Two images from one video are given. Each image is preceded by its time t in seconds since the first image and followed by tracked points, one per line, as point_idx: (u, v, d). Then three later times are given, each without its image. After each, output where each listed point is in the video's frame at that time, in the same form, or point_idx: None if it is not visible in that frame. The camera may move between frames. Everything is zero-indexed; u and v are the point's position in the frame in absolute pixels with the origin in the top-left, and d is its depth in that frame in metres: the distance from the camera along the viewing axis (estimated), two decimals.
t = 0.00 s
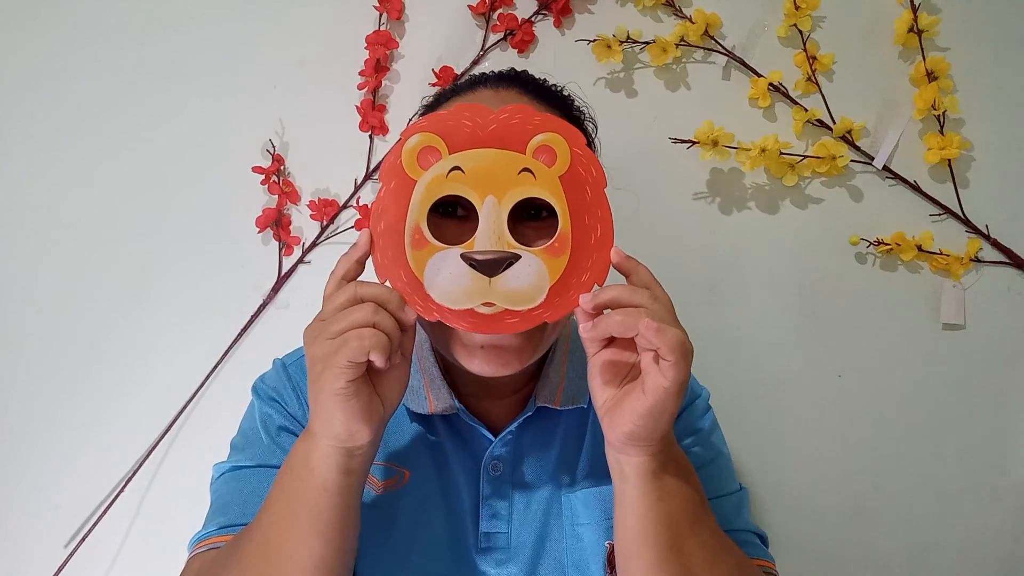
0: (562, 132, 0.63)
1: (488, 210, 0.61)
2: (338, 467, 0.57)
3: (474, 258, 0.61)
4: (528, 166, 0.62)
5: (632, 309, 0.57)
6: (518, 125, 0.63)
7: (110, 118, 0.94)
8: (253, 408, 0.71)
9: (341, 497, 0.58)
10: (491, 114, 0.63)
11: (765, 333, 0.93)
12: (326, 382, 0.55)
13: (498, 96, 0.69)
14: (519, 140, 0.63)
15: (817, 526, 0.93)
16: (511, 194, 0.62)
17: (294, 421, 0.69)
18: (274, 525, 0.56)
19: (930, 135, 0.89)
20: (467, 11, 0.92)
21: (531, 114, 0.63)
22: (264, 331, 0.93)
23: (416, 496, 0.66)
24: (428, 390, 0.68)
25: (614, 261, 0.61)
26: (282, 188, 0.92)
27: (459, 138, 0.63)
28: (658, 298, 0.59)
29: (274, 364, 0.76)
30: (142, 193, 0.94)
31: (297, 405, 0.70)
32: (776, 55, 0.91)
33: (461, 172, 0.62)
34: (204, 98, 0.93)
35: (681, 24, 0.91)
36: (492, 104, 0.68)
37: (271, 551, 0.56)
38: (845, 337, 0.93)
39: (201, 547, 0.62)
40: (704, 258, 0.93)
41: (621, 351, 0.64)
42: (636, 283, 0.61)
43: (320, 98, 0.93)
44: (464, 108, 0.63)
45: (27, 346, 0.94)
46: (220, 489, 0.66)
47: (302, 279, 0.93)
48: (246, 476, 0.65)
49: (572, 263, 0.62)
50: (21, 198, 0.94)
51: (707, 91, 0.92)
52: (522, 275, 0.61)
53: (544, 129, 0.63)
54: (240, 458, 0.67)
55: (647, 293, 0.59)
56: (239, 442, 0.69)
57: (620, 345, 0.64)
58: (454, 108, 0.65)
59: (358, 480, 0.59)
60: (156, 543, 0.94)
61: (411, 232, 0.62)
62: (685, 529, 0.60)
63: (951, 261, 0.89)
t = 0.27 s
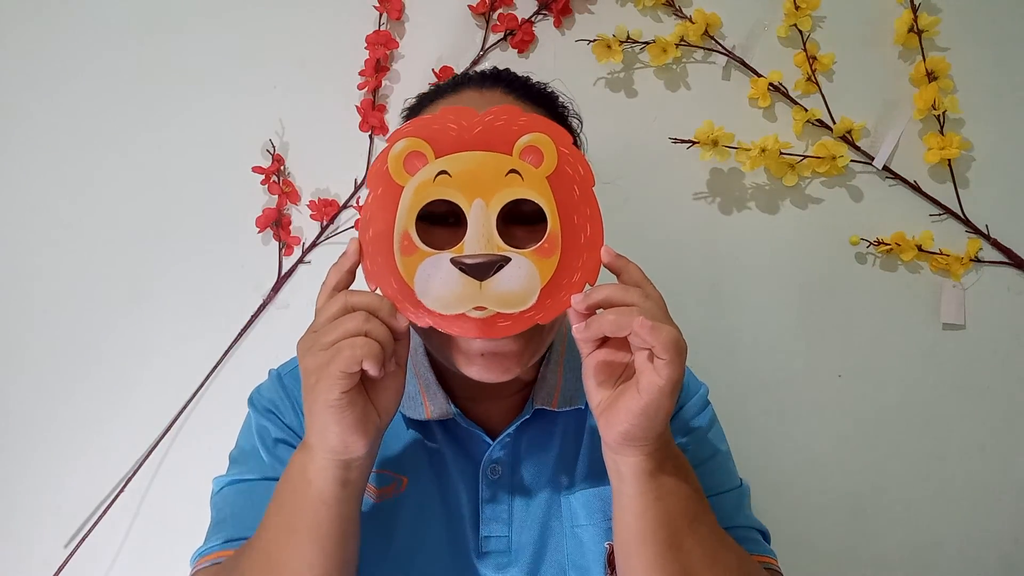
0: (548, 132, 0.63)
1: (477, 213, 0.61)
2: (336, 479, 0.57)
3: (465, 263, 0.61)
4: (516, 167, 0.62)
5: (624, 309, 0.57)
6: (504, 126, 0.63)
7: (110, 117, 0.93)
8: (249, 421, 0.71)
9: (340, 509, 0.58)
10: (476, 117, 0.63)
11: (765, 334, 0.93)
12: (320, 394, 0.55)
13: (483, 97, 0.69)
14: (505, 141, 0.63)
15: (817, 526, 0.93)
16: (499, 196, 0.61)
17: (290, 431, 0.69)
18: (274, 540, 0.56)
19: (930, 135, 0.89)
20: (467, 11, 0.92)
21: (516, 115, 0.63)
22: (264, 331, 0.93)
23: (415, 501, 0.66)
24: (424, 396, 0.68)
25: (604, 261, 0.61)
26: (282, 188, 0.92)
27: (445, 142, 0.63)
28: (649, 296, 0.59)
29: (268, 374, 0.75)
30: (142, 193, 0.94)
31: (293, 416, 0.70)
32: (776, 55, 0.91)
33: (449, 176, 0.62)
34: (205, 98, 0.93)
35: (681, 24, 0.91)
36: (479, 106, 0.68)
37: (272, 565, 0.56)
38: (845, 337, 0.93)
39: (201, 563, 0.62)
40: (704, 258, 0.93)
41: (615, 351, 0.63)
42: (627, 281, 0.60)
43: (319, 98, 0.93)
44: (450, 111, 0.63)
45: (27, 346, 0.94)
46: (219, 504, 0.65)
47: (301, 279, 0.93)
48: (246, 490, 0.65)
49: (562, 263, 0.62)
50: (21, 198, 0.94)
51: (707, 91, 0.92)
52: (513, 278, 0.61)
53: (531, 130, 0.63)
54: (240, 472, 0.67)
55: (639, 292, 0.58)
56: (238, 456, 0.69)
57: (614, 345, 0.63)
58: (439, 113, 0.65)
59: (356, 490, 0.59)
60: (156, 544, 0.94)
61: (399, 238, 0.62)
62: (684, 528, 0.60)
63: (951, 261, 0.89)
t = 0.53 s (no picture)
0: (535, 132, 0.63)
1: (467, 217, 0.61)
2: (339, 489, 0.58)
3: (459, 267, 0.61)
4: (504, 170, 0.62)
5: (623, 306, 0.58)
6: (491, 129, 0.63)
7: (111, 116, 0.94)
8: (247, 437, 0.71)
9: (345, 518, 0.58)
10: (462, 121, 0.63)
11: (765, 334, 0.93)
12: (321, 406, 0.55)
13: (464, 99, 0.69)
14: (493, 144, 0.63)
15: (817, 527, 0.93)
16: (490, 199, 0.62)
17: (289, 444, 0.69)
18: (280, 552, 0.57)
19: (930, 135, 0.89)
20: (467, 11, 0.92)
21: (503, 117, 0.63)
22: (264, 331, 0.93)
23: (417, 506, 0.66)
24: (421, 403, 0.68)
25: (599, 260, 0.61)
26: (282, 188, 0.92)
27: (433, 147, 0.63)
28: (644, 293, 0.59)
29: (264, 387, 0.75)
30: (143, 193, 0.94)
31: (291, 428, 0.70)
32: (776, 55, 0.91)
33: (438, 180, 0.62)
34: (205, 97, 0.93)
35: (681, 24, 0.91)
36: (460, 108, 0.68)
37: None
38: (845, 337, 0.93)
39: None
40: (704, 258, 0.93)
41: (613, 350, 0.63)
42: (622, 279, 0.61)
43: (319, 98, 0.93)
44: (436, 116, 0.63)
45: (27, 345, 0.94)
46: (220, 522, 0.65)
47: (301, 279, 0.93)
48: (249, 506, 0.65)
49: (555, 264, 0.62)
50: (22, 197, 0.94)
51: (707, 91, 0.92)
52: (507, 280, 0.61)
53: (518, 132, 0.63)
54: (241, 488, 0.67)
55: (634, 289, 0.59)
56: (238, 472, 0.69)
57: (611, 344, 0.63)
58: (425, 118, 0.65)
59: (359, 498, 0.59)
60: (156, 544, 0.94)
61: (391, 245, 0.62)
62: (690, 523, 0.60)
63: (951, 261, 0.89)
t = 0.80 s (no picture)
0: (560, 131, 0.63)
1: (488, 209, 0.61)
2: (347, 475, 0.57)
3: (474, 258, 0.61)
4: (527, 165, 0.62)
5: (638, 308, 0.58)
6: (516, 124, 0.63)
7: (110, 117, 0.94)
8: (252, 424, 0.71)
9: (351, 505, 0.57)
10: (488, 114, 0.63)
11: (765, 334, 0.93)
12: (330, 390, 0.55)
13: (489, 93, 0.69)
14: (516, 139, 0.63)
15: (818, 527, 0.93)
16: (510, 192, 0.61)
17: (296, 433, 0.69)
18: (284, 538, 0.56)
19: (930, 135, 0.89)
20: (467, 11, 0.92)
21: (528, 114, 0.63)
22: (264, 331, 0.93)
23: (421, 502, 0.65)
24: (428, 396, 0.68)
25: (615, 258, 0.62)
26: (282, 188, 0.92)
27: (457, 138, 0.63)
28: (659, 296, 0.59)
29: (271, 376, 0.75)
30: (143, 194, 0.94)
31: (299, 417, 0.70)
32: (776, 55, 0.91)
33: (460, 172, 0.62)
34: (205, 98, 0.93)
35: (681, 24, 0.91)
36: (484, 101, 0.67)
37: (283, 563, 0.55)
38: (845, 337, 0.93)
39: (207, 566, 0.61)
40: (705, 258, 0.93)
41: (626, 351, 0.64)
42: (636, 280, 0.61)
43: (319, 98, 0.93)
44: (462, 108, 0.63)
45: (27, 346, 0.94)
46: (224, 507, 0.65)
47: (301, 279, 0.93)
48: (252, 492, 0.65)
49: (572, 261, 0.62)
50: (22, 198, 0.94)
51: (707, 90, 0.92)
52: (523, 274, 0.61)
53: (542, 128, 0.63)
54: (244, 473, 0.66)
55: (649, 292, 0.59)
56: (241, 458, 0.69)
57: (625, 345, 0.64)
58: (451, 109, 0.65)
59: (367, 486, 0.59)
60: (156, 544, 0.94)
61: (410, 232, 0.62)
62: (696, 528, 0.60)
63: (951, 261, 0.89)
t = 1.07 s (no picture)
0: (587, 132, 0.63)
1: (510, 209, 0.61)
2: (357, 472, 0.57)
3: (494, 259, 0.61)
4: (552, 167, 0.62)
5: (657, 317, 0.57)
6: (543, 124, 0.63)
7: (110, 118, 0.93)
8: (261, 413, 0.71)
9: (361, 502, 0.57)
10: (515, 113, 0.63)
11: (766, 334, 0.93)
12: (344, 389, 0.55)
13: (519, 93, 0.69)
14: (542, 139, 0.62)
15: (818, 526, 0.93)
16: (533, 194, 0.61)
17: (306, 425, 0.69)
18: (291, 532, 0.56)
19: (930, 135, 0.89)
20: (467, 11, 0.92)
21: (556, 115, 0.63)
22: (264, 331, 0.93)
23: (427, 501, 0.65)
24: (438, 394, 0.68)
25: (636, 264, 0.62)
26: (282, 188, 0.92)
27: (483, 136, 0.62)
28: (680, 304, 0.59)
29: (281, 366, 0.76)
30: (142, 194, 0.94)
31: (309, 408, 0.70)
32: (776, 55, 0.91)
33: (484, 170, 0.62)
34: (204, 99, 0.93)
35: (681, 24, 0.91)
36: (515, 102, 0.67)
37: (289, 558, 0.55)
38: (846, 337, 0.93)
39: (211, 555, 0.61)
40: (705, 258, 0.93)
41: (642, 359, 0.64)
42: (657, 288, 0.61)
43: (320, 98, 0.93)
44: (489, 106, 0.63)
45: (27, 347, 0.94)
46: (230, 495, 0.65)
47: (301, 279, 0.93)
48: (259, 480, 0.65)
49: (593, 264, 0.62)
50: (21, 198, 0.94)
51: (707, 90, 0.92)
52: (542, 275, 0.61)
53: (569, 129, 0.62)
54: (251, 462, 0.66)
55: (670, 300, 0.58)
56: (249, 444, 0.69)
57: (640, 352, 0.64)
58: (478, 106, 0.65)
59: (377, 484, 0.59)
60: (156, 544, 0.94)
61: (431, 228, 0.62)
62: (705, 539, 0.60)
63: (951, 261, 0.89)
